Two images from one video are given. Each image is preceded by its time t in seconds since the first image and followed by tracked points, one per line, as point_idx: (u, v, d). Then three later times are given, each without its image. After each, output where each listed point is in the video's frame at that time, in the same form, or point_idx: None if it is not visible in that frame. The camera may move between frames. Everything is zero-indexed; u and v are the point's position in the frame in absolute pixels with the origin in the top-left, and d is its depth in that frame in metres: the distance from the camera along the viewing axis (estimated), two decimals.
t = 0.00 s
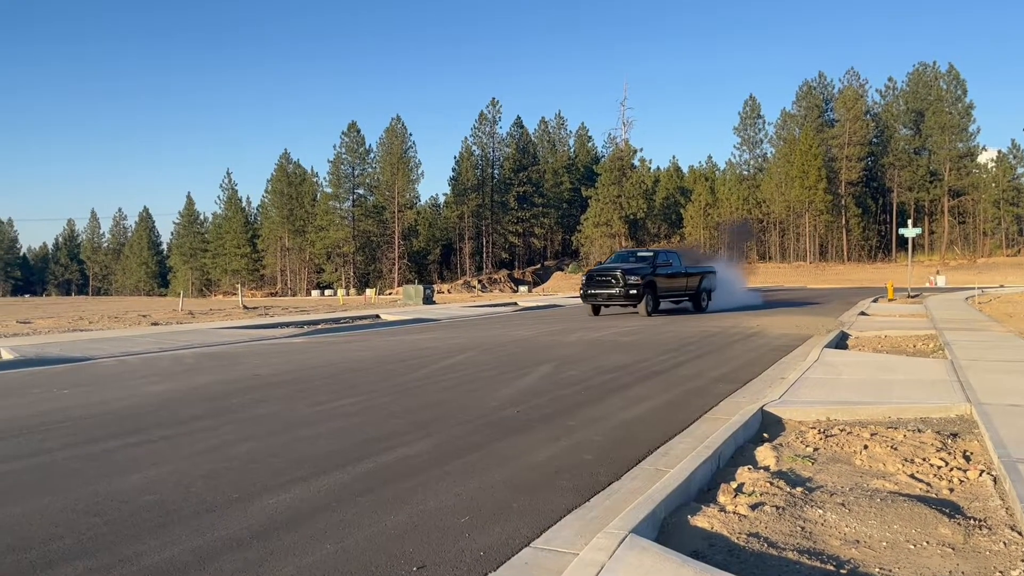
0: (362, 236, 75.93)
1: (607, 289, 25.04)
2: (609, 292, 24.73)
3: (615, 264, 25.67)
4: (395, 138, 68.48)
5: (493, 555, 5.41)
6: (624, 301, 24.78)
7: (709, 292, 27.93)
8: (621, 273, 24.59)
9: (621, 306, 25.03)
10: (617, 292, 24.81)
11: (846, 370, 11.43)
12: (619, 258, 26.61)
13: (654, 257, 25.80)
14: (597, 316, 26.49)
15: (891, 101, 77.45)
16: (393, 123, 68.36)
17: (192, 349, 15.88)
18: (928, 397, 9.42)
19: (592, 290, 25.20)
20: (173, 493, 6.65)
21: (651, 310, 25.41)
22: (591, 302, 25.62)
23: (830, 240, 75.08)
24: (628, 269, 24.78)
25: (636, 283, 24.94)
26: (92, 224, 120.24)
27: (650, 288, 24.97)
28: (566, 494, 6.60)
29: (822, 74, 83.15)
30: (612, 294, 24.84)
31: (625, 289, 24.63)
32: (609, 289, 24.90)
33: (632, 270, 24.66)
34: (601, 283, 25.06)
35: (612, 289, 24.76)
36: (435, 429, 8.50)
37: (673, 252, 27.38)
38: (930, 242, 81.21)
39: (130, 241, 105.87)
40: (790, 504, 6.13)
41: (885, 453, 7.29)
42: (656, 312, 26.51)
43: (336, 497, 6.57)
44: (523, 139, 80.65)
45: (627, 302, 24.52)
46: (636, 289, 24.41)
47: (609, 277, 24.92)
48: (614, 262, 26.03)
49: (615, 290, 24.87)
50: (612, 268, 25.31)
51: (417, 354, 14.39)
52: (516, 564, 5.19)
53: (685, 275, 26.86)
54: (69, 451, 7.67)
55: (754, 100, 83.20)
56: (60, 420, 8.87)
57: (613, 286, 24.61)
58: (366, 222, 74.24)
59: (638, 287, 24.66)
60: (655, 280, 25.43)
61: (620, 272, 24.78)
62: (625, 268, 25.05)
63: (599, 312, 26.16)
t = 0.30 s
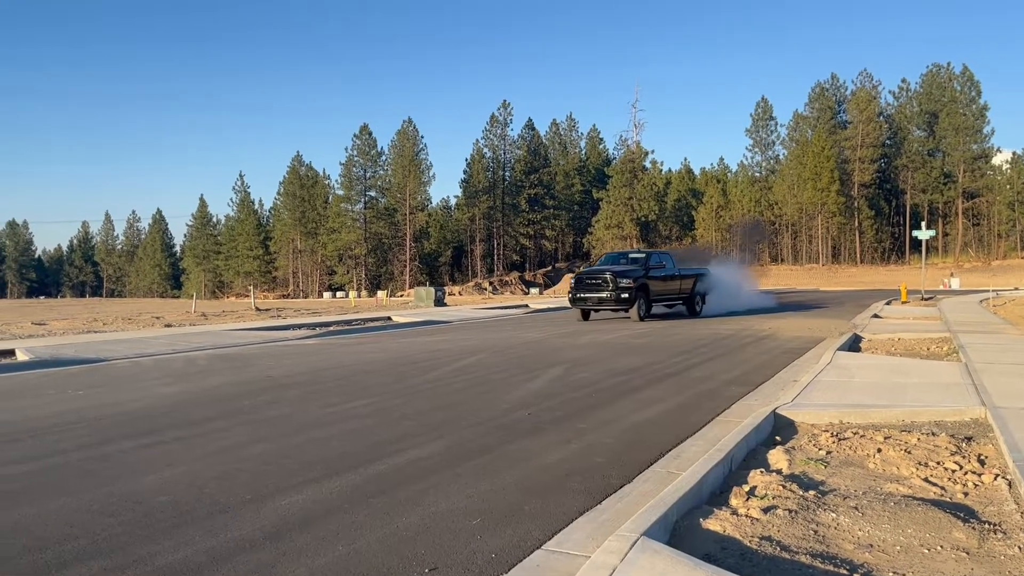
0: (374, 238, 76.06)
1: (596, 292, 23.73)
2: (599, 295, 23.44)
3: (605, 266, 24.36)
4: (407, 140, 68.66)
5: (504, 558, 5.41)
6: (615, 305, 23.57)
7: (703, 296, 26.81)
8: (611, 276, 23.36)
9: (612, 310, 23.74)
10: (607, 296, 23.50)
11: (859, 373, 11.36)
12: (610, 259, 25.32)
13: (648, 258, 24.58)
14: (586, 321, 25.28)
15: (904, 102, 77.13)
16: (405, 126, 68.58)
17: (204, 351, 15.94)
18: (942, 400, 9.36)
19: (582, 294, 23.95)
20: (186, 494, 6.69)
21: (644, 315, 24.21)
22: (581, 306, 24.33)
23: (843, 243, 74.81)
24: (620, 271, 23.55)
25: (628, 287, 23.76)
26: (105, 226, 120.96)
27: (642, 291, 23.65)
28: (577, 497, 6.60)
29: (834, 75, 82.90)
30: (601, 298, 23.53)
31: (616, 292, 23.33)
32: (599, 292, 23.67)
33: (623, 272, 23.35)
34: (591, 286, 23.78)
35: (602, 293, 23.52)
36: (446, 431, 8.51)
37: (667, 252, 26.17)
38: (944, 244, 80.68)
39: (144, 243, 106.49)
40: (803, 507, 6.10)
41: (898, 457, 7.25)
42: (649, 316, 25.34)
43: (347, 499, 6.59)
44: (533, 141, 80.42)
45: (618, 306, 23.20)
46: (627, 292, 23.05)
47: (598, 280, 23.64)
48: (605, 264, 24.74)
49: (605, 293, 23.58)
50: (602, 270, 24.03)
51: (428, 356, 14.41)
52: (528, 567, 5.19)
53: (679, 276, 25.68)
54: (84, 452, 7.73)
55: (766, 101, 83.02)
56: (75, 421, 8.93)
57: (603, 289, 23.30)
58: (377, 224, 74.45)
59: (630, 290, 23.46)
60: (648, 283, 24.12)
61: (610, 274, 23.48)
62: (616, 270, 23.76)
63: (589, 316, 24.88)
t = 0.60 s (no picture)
0: (391, 240, 76.14)
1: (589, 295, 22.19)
2: (592, 298, 21.86)
3: (598, 267, 22.81)
4: (424, 142, 68.77)
5: (521, 560, 5.42)
6: (610, 309, 21.98)
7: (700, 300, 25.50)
8: (605, 278, 21.77)
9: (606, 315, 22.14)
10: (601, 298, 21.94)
11: (879, 376, 11.27)
12: (602, 260, 23.78)
13: (643, 259, 23.08)
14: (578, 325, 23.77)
15: (924, 103, 76.42)
16: (423, 128, 68.71)
17: (223, 352, 16.04)
18: (962, 404, 9.26)
19: (574, 298, 22.29)
20: (206, 494, 6.74)
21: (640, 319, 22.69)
22: (573, 311, 22.72)
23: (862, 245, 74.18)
24: (614, 272, 21.98)
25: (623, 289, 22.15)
26: (126, 229, 122.10)
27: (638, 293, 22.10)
28: (594, 499, 6.59)
29: (854, 76, 82.34)
30: (595, 301, 21.94)
31: (610, 295, 21.76)
32: (592, 295, 22.05)
33: (618, 273, 21.78)
34: (584, 289, 22.18)
35: (595, 296, 21.90)
36: (463, 433, 8.52)
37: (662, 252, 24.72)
38: (965, 246, 79.69)
39: (164, 244, 107.46)
40: (822, 511, 6.06)
41: (919, 461, 7.19)
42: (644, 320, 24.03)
43: (365, 500, 6.62)
44: (551, 142, 77.93)
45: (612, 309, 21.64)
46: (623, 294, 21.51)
47: (591, 282, 22.02)
48: (597, 266, 23.19)
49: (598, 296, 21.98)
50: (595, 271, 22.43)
51: (444, 358, 14.42)
52: (544, 569, 5.19)
53: (676, 279, 24.30)
54: (106, 453, 7.80)
55: (785, 102, 82.62)
56: (97, 421, 9.02)
57: (597, 292, 21.70)
58: (395, 226, 74.61)
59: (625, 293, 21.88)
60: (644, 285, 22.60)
61: (603, 275, 21.89)
62: (609, 271, 22.18)
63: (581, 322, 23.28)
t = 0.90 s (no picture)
0: (416, 242, 76.44)
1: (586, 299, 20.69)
2: (589, 303, 20.38)
3: (596, 269, 21.35)
4: (448, 144, 68.87)
5: (547, 561, 5.43)
6: (609, 314, 20.53)
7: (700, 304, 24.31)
8: (605, 280, 20.35)
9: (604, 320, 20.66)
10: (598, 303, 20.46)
11: (908, 380, 11.10)
12: (600, 261, 22.35)
13: (643, 260, 21.77)
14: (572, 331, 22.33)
15: (956, 102, 75.18)
16: (448, 130, 68.77)
17: (250, 352, 16.20)
18: (995, 408, 9.09)
19: (570, 302, 20.81)
20: (234, 493, 6.81)
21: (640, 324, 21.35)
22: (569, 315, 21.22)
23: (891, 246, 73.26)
24: (614, 274, 20.55)
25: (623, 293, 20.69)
26: (155, 230, 123.77)
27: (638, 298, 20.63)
28: (620, 501, 6.57)
29: (883, 75, 81.35)
30: (592, 306, 20.46)
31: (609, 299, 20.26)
32: (590, 299, 20.57)
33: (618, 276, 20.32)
34: (580, 293, 20.71)
35: (593, 300, 20.42)
36: (488, 434, 8.54)
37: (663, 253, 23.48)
38: (998, 248, 78.26)
39: (192, 246, 108.83)
40: (851, 516, 5.99)
41: (951, 466, 7.08)
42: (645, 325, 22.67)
43: (391, 500, 6.67)
44: (575, 144, 79.45)
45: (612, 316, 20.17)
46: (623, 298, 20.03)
47: (588, 285, 20.55)
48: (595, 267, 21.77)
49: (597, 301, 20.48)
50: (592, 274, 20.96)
51: (468, 359, 14.42)
52: (570, 571, 5.19)
53: (675, 281, 23.05)
54: (135, 451, 7.89)
55: (812, 102, 81.91)
56: (127, 421, 9.14)
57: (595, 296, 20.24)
58: (420, 228, 74.76)
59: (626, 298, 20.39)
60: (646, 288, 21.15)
61: (601, 278, 20.43)
62: (607, 273, 20.71)
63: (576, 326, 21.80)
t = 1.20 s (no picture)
0: (451, 243, 76.66)
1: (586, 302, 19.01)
2: (590, 306, 18.69)
3: (596, 270, 19.69)
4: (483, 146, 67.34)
5: (585, 563, 5.42)
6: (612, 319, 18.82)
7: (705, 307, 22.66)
8: (606, 282, 18.66)
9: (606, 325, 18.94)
10: (599, 306, 18.77)
11: (952, 384, 10.86)
12: (600, 262, 20.70)
13: (647, 259, 20.22)
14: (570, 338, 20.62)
15: (1002, 100, 73.51)
16: (483, 132, 67.72)
17: (288, 352, 16.41)
18: None
19: (569, 305, 19.10)
20: (274, 492, 6.90)
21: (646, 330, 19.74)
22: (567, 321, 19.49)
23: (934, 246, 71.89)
24: (615, 275, 18.89)
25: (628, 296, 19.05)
26: (196, 231, 125.98)
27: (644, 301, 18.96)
28: (657, 504, 6.54)
29: (925, 73, 80.01)
30: (593, 310, 18.74)
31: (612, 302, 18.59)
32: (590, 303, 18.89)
33: (622, 276, 18.69)
34: (580, 296, 19.03)
35: (594, 303, 18.74)
36: (524, 435, 8.54)
37: (667, 251, 21.96)
38: None
39: (232, 247, 110.56)
40: (893, 521, 5.90)
41: (997, 472, 6.93)
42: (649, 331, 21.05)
43: (428, 499, 6.72)
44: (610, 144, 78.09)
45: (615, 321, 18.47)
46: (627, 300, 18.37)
47: (587, 287, 18.86)
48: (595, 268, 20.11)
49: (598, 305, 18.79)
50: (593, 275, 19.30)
51: (503, 361, 14.43)
52: (608, 572, 5.19)
53: (680, 281, 21.48)
54: (176, 450, 8.03)
55: (851, 101, 80.85)
56: (170, 419, 9.31)
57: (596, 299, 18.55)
58: (455, 229, 74.79)
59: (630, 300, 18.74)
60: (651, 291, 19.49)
61: (603, 278, 18.76)
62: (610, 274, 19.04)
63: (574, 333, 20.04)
